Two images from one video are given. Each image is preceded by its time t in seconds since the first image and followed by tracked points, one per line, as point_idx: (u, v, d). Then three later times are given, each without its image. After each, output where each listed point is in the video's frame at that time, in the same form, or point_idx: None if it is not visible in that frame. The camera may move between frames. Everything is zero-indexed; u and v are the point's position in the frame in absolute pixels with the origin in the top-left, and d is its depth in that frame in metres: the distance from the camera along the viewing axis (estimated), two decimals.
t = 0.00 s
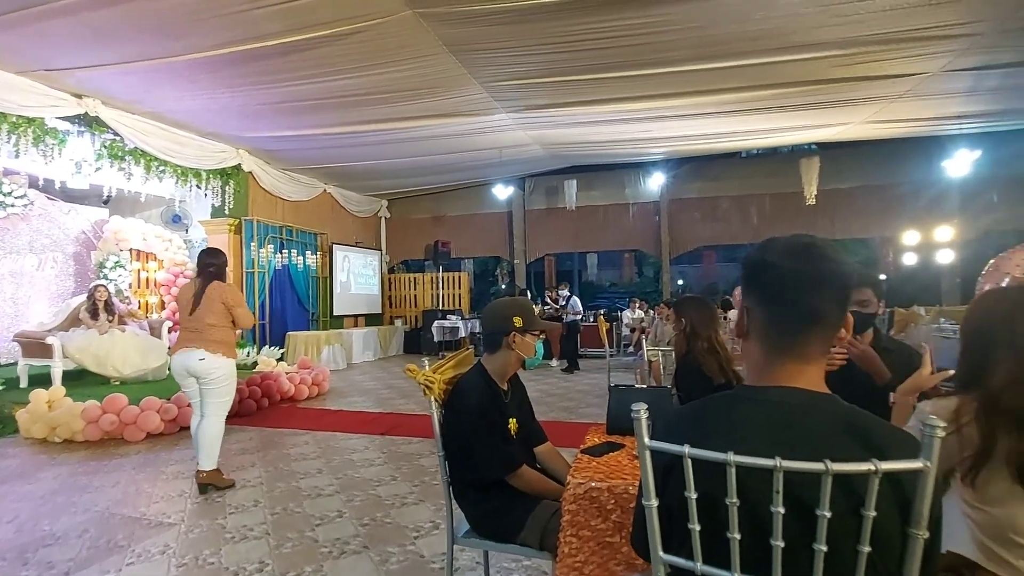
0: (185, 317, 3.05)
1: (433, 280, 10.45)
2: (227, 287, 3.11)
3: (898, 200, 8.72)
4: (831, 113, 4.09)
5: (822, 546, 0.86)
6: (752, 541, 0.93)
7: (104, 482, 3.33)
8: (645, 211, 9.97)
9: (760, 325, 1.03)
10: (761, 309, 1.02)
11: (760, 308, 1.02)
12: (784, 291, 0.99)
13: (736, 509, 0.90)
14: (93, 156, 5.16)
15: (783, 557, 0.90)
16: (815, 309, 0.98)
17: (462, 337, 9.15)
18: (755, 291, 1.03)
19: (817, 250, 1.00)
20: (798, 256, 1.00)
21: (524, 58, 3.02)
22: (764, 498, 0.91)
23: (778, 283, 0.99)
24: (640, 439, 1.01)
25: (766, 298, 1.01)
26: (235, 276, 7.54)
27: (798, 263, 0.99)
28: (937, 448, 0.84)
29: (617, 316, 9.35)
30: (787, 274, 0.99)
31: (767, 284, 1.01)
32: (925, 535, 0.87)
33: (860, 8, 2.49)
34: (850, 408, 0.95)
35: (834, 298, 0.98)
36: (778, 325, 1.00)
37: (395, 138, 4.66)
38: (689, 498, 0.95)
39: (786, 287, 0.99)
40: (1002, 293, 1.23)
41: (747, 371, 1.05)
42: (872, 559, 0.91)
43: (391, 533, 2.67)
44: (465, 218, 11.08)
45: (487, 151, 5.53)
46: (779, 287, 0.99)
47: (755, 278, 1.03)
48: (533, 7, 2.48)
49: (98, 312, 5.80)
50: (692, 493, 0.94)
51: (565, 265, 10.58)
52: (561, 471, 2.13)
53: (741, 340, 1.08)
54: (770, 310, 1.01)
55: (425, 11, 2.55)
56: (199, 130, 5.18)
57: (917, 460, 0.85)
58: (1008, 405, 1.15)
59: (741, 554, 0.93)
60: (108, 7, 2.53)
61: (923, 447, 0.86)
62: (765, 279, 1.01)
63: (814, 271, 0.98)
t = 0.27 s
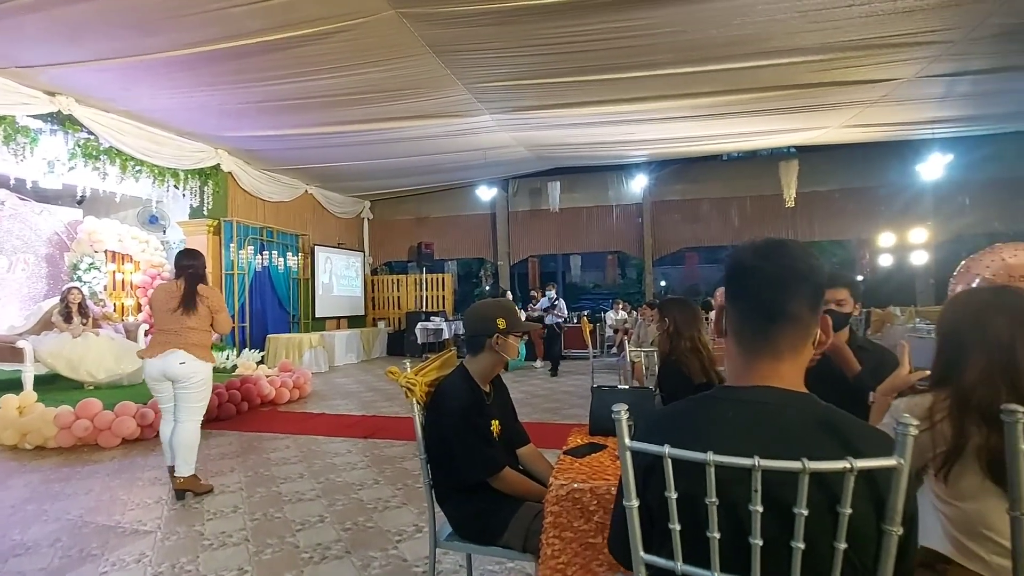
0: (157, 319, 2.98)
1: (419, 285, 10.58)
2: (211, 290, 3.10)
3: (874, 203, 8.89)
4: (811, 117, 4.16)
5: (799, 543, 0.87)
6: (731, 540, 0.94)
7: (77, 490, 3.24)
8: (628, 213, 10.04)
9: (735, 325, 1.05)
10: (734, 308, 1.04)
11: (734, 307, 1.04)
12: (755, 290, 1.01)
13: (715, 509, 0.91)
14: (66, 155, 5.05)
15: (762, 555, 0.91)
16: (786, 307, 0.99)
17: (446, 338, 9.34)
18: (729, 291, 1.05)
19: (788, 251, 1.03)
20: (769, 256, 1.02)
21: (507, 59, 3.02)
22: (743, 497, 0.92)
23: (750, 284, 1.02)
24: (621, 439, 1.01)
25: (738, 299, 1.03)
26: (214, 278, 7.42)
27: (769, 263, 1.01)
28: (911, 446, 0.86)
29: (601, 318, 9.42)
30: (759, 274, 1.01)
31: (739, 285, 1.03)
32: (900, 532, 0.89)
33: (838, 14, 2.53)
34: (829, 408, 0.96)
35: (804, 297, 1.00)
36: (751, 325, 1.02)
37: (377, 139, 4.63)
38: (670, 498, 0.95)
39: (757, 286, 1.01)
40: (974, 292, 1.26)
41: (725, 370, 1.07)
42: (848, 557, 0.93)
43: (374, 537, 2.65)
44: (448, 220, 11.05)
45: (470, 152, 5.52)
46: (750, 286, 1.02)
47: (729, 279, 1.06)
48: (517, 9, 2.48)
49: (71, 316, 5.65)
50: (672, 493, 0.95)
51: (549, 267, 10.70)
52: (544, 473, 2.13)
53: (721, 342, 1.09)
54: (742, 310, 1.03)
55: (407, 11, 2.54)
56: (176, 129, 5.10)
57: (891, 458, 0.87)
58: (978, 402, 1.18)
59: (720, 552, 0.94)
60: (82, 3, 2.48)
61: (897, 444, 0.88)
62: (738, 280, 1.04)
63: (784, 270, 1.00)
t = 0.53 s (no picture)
0: (142, 323, 2.95)
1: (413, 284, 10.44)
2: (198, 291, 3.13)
3: (866, 204, 8.96)
4: (803, 118, 4.19)
5: (792, 544, 0.87)
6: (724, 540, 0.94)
7: (68, 494, 3.21)
8: (622, 214, 10.07)
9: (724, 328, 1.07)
10: (723, 311, 1.07)
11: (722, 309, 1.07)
12: (741, 290, 1.04)
13: (708, 509, 0.91)
14: (57, 156, 5.01)
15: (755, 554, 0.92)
16: (772, 305, 1.02)
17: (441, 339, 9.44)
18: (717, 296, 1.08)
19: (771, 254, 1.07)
20: (753, 260, 1.07)
21: (500, 60, 3.02)
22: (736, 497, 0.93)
23: (735, 285, 1.05)
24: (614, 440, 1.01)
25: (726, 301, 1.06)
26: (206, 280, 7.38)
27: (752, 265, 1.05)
28: (903, 445, 0.86)
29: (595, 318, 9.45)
30: (744, 276, 1.05)
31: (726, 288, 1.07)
32: (891, 531, 0.89)
33: (830, 16, 2.55)
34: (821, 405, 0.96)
35: (790, 294, 1.03)
36: (739, 324, 1.04)
37: (370, 140, 4.62)
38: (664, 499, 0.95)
39: (742, 286, 1.04)
40: (971, 292, 1.26)
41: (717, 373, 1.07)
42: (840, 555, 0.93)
43: (367, 540, 2.63)
44: (442, 221, 11.04)
45: (464, 153, 5.52)
46: (736, 287, 1.05)
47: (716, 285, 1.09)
48: (511, 10, 2.48)
49: (61, 318, 5.63)
50: (665, 494, 0.95)
51: (543, 268, 10.67)
52: (539, 475, 2.13)
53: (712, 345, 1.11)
54: (730, 311, 1.05)
55: (400, 11, 2.54)
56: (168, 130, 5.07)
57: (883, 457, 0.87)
58: (972, 400, 1.19)
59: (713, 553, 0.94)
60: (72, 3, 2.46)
61: (888, 444, 0.88)
62: (724, 284, 1.07)
63: (767, 270, 1.04)
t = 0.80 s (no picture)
0: (119, 328, 2.90)
1: (404, 285, 10.54)
2: (173, 292, 3.12)
3: (853, 204, 9.04)
4: (793, 119, 4.22)
5: (780, 544, 0.90)
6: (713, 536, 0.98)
7: (53, 499, 3.17)
8: (613, 214, 10.09)
9: (704, 328, 1.15)
10: (703, 312, 1.15)
11: (702, 311, 1.15)
12: (719, 291, 1.12)
13: (696, 508, 0.95)
14: (41, 157, 4.94)
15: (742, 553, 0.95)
16: (748, 304, 1.11)
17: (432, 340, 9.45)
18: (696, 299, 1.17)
19: (743, 259, 1.17)
20: (727, 265, 1.16)
21: (490, 61, 3.03)
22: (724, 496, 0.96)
23: (714, 287, 1.14)
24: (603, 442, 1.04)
25: (705, 303, 1.14)
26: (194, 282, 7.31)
27: (727, 268, 1.14)
28: (888, 443, 0.89)
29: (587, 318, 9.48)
30: (721, 279, 1.14)
31: (704, 291, 1.15)
32: (877, 530, 0.91)
33: (816, 18, 2.57)
34: (801, 401, 1.02)
35: (764, 293, 1.11)
36: (719, 323, 1.12)
37: (359, 140, 4.60)
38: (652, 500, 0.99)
39: (720, 288, 1.12)
40: (958, 290, 1.28)
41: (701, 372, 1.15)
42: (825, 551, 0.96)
43: (358, 543, 2.62)
44: (433, 221, 11.02)
45: (455, 154, 5.51)
46: (713, 290, 1.13)
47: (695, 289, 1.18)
48: (501, 10, 2.48)
49: (46, 321, 5.54)
50: (654, 494, 0.98)
51: (535, 267, 10.75)
52: (530, 476, 2.13)
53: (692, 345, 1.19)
54: (710, 312, 1.14)
55: (390, 11, 2.53)
56: (154, 130, 5.02)
57: (869, 457, 0.90)
58: (959, 398, 1.20)
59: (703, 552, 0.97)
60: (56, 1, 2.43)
61: (875, 443, 0.91)
62: (702, 288, 1.16)
63: (741, 272, 1.13)
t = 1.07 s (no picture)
0: (94, 331, 2.86)
1: (392, 286, 10.52)
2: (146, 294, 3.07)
3: (838, 204, 9.14)
4: (780, 120, 4.27)
5: (764, 542, 0.94)
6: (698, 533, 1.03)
7: (34, 505, 3.11)
8: (602, 214, 10.13)
9: (682, 330, 1.23)
10: (681, 315, 1.23)
11: (680, 314, 1.23)
12: (696, 295, 1.21)
13: (683, 509, 0.99)
14: (21, 156, 4.86)
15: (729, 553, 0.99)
16: (722, 306, 1.20)
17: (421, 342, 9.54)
18: (674, 303, 1.25)
19: (714, 264, 1.26)
20: (702, 270, 1.24)
21: (479, 61, 3.02)
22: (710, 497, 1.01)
23: (690, 291, 1.22)
24: (590, 442, 1.09)
25: (683, 306, 1.23)
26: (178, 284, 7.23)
27: (701, 273, 1.23)
28: (870, 442, 0.94)
29: (576, 318, 9.52)
30: (697, 283, 1.22)
31: (682, 295, 1.23)
32: (860, 527, 0.96)
33: (801, 20, 2.60)
34: (781, 399, 1.07)
35: (736, 296, 1.21)
36: (697, 325, 1.20)
37: (346, 140, 4.58)
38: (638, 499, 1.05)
39: (698, 292, 1.21)
40: (940, 290, 1.30)
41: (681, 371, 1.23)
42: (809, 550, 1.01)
43: (346, 546, 2.60)
44: (421, 222, 10.99)
45: (443, 154, 5.50)
46: (691, 294, 1.22)
47: (672, 293, 1.25)
48: (489, 10, 2.48)
49: (26, 324, 5.44)
50: (641, 495, 1.03)
51: (524, 268, 10.92)
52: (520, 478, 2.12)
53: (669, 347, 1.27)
54: (688, 314, 1.22)
55: (377, 11, 2.52)
56: (138, 130, 4.95)
57: (852, 456, 0.95)
58: (942, 396, 1.23)
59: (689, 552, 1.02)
60: None
61: (858, 442, 0.96)
62: (680, 292, 1.24)
63: (716, 276, 1.22)
